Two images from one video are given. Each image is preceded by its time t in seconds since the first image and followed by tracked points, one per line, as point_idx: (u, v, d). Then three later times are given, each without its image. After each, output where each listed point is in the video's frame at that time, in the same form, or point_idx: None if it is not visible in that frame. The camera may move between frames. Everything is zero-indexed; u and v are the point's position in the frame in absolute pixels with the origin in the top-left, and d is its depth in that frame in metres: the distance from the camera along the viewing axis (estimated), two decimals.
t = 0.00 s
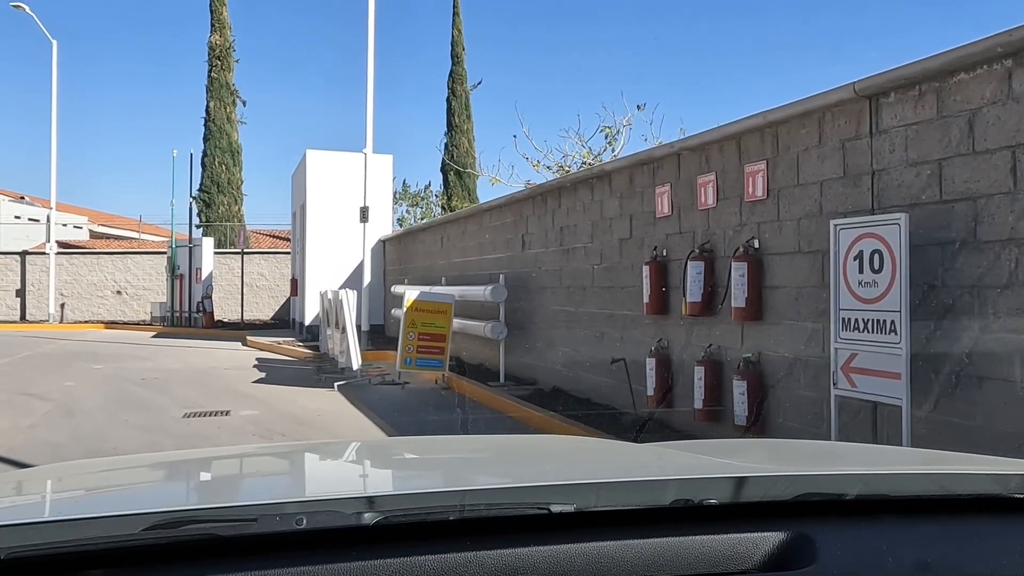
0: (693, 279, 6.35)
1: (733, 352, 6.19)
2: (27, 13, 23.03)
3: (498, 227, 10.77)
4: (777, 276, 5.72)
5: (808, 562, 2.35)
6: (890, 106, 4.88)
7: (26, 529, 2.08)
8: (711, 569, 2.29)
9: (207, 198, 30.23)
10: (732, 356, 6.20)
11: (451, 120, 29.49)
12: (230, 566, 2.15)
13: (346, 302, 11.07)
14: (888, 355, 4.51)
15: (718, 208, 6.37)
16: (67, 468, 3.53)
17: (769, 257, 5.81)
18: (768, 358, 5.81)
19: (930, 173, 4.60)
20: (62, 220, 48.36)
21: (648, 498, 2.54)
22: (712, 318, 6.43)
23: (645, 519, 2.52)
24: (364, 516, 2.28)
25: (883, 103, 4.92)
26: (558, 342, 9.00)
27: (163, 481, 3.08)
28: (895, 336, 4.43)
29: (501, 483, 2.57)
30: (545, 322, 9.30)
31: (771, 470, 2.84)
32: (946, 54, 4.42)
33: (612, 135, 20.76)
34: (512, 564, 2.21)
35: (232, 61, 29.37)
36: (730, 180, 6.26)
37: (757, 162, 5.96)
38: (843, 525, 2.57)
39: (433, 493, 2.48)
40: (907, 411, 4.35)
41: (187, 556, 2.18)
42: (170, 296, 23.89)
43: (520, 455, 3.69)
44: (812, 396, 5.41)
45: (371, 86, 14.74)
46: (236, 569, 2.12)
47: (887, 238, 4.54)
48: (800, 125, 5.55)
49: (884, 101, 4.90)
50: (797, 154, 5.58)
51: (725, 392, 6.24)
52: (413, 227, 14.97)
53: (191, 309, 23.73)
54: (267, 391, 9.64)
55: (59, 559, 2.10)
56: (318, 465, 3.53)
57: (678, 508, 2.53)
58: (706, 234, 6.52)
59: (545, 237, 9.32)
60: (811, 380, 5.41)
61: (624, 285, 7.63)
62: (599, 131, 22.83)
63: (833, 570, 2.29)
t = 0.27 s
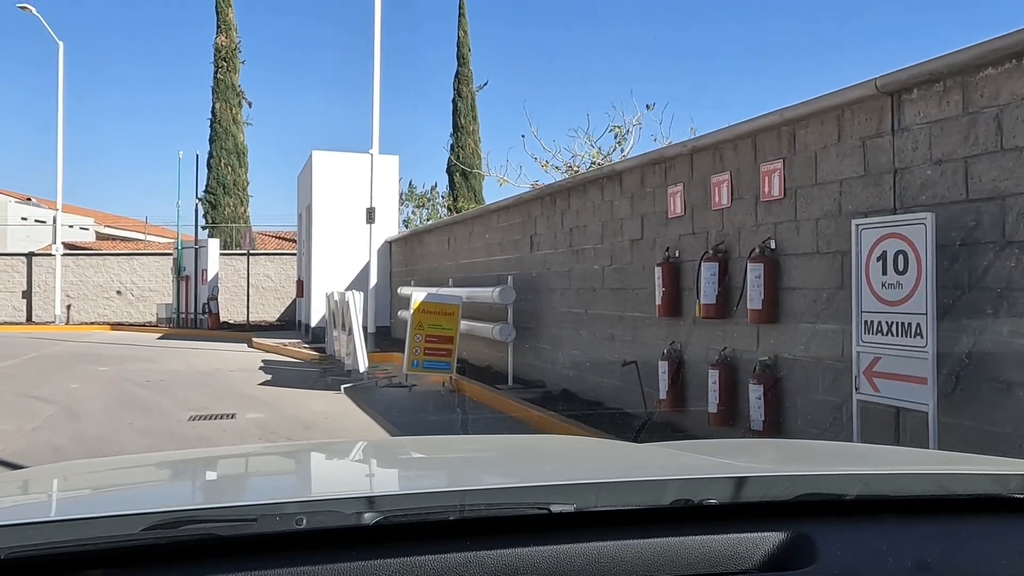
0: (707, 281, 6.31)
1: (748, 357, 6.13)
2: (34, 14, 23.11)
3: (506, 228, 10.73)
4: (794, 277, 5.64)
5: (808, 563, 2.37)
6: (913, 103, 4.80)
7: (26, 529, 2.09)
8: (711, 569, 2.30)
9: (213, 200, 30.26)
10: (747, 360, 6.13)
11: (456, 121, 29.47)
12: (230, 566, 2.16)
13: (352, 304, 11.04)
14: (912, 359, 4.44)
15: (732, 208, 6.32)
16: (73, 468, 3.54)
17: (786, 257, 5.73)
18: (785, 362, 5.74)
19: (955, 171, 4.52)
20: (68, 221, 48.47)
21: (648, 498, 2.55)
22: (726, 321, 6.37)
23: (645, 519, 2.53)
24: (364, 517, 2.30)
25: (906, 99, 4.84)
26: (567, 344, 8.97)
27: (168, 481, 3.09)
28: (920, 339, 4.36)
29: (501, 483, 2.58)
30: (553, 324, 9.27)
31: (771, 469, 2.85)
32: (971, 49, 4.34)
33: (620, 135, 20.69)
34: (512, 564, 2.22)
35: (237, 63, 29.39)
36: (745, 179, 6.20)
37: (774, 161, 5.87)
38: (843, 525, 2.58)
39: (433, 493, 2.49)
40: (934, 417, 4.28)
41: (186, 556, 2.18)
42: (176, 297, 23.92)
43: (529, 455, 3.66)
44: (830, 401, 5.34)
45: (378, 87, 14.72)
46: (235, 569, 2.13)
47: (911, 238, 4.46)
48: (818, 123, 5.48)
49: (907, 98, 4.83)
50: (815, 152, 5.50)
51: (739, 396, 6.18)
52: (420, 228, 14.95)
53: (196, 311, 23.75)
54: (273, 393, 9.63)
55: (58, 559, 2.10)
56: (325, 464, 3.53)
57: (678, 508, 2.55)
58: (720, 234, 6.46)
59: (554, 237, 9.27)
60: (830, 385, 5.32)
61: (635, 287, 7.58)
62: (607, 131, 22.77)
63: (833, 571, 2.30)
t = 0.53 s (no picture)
0: (717, 282, 6.28)
1: (758, 359, 6.10)
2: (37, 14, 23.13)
3: (511, 229, 10.69)
4: (806, 278, 5.60)
5: (808, 562, 2.35)
6: (929, 100, 4.75)
7: (26, 528, 2.08)
8: (711, 569, 2.29)
9: (217, 201, 30.27)
10: (757, 362, 6.10)
11: (460, 122, 29.49)
12: (230, 565, 2.14)
13: (357, 305, 11.02)
14: (928, 362, 4.40)
15: (742, 208, 6.27)
16: (75, 468, 3.53)
17: (797, 258, 5.69)
18: (796, 364, 5.70)
19: (973, 170, 4.46)
20: (72, 222, 48.53)
21: (648, 498, 2.54)
22: (736, 323, 6.34)
23: (645, 519, 2.52)
24: (364, 516, 2.28)
25: (921, 97, 4.80)
26: (573, 346, 8.93)
27: (170, 480, 3.08)
28: (938, 341, 4.31)
29: (500, 483, 2.58)
30: (559, 326, 9.25)
31: (770, 470, 2.85)
32: (988, 46, 4.28)
33: (625, 135, 20.67)
34: (512, 564, 2.21)
35: (242, 63, 29.45)
36: (754, 179, 6.17)
37: (785, 160, 5.83)
38: (844, 525, 2.57)
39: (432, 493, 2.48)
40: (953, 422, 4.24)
41: (186, 556, 2.17)
42: (180, 298, 23.92)
43: (536, 456, 3.63)
44: (843, 404, 5.29)
45: (382, 87, 14.72)
46: (235, 569, 2.12)
47: (928, 237, 4.44)
48: (831, 121, 5.43)
49: (923, 95, 4.77)
50: (827, 151, 5.46)
51: (749, 399, 6.14)
52: (424, 230, 14.93)
53: (200, 311, 23.74)
54: (277, 395, 9.60)
55: (57, 560, 2.09)
56: (329, 463, 3.52)
57: (678, 508, 2.54)
58: (730, 235, 6.42)
59: (561, 238, 9.23)
60: (843, 387, 5.27)
61: (643, 288, 7.55)
62: (611, 132, 22.74)
63: (834, 570, 2.29)
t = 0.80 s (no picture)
0: (726, 283, 6.23)
1: (769, 360, 6.05)
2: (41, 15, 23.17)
3: (516, 229, 10.66)
4: (818, 278, 5.56)
5: (807, 562, 2.35)
6: (944, 97, 4.69)
7: (26, 528, 2.08)
8: (711, 570, 2.28)
9: (221, 201, 30.28)
10: (767, 363, 6.06)
11: (464, 122, 29.48)
12: (231, 565, 2.14)
13: (361, 306, 11.01)
14: (946, 365, 4.36)
15: (753, 208, 6.24)
16: (78, 468, 3.53)
17: (808, 258, 5.66)
18: (807, 366, 5.66)
19: (990, 169, 4.40)
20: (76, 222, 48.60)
21: (647, 499, 2.54)
22: (744, 324, 6.30)
23: (645, 519, 2.52)
24: (364, 516, 2.28)
25: (938, 93, 4.72)
26: (579, 347, 8.90)
27: (172, 479, 3.07)
28: (957, 343, 4.29)
29: (499, 483, 2.58)
30: (564, 327, 9.23)
31: (769, 469, 2.86)
32: (1004, 42, 4.21)
33: (629, 136, 20.63)
34: (512, 564, 2.21)
35: (245, 64, 29.48)
36: (764, 178, 6.13)
37: (796, 160, 5.79)
38: (844, 525, 2.56)
39: (430, 493, 2.48)
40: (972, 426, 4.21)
41: (186, 556, 2.17)
42: (184, 299, 23.94)
43: (543, 455, 3.60)
44: (856, 406, 5.25)
45: (386, 87, 14.70)
46: (235, 570, 2.12)
47: (944, 237, 4.40)
48: (843, 118, 5.38)
49: (938, 92, 4.71)
50: (839, 150, 5.41)
51: (759, 400, 6.10)
52: (428, 230, 14.91)
53: (204, 312, 23.75)
54: (281, 397, 9.59)
55: (57, 560, 2.09)
56: (333, 463, 3.52)
57: (678, 508, 2.54)
58: (738, 235, 6.39)
59: (567, 239, 9.20)
60: (856, 389, 5.23)
61: (651, 289, 7.52)
62: (616, 133, 22.69)
63: (834, 570, 2.29)
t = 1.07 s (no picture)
0: (735, 285, 6.21)
1: (777, 362, 6.02)
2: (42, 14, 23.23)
3: (520, 229, 10.65)
4: (827, 279, 5.53)
5: (807, 562, 2.35)
6: (958, 95, 4.65)
7: (26, 527, 2.09)
8: (711, 569, 2.28)
9: (224, 202, 30.30)
10: (775, 365, 6.03)
11: (466, 123, 29.48)
12: (230, 565, 2.15)
13: (364, 307, 10.99)
14: (962, 367, 4.32)
15: (760, 208, 6.21)
16: (80, 468, 3.53)
17: (818, 259, 5.62)
18: (816, 367, 5.62)
19: (1005, 167, 4.35)
20: (79, 224, 48.66)
21: (647, 499, 2.55)
22: (752, 326, 6.27)
23: (645, 519, 2.53)
24: (364, 516, 2.29)
25: (949, 92, 4.69)
26: (584, 348, 8.88)
27: (175, 479, 3.08)
28: (972, 345, 4.24)
29: (499, 483, 2.59)
30: (569, 328, 9.21)
31: (769, 470, 2.87)
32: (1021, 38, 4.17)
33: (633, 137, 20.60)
34: (512, 564, 2.21)
35: (248, 65, 29.52)
36: (773, 178, 6.10)
37: (805, 159, 5.76)
38: (843, 525, 2.57)
39: (428, 493, 2.48)
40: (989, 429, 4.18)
41: (185, 555, 2.17)
42: (187, 300, 23.96)
43: (549, 455, 3.57)
44: (867, 409, 5.21)
45: (389, 88, 14.70)
46: (234, 569, 2.12)
47: (958, 237, 4.36)
48: (854, 117, 5.34)
49: (952, 90, 4.67)
50: (850, 149, 5.37)
51: (768, 402, 6.07)
52: (431, 230, 14.90)
53: (207, 313, 23.76)
54: (284, 398, 9.58)
55: (56, 559, 2.09)
56: (335, 462, 3.52)
57: (678, 507, 2.55)
58: (746, 235, 6.36)
59: (571, 239, 9.18)
60: (867, 392, 5.20)
61: (656, 289, 7.50)
62: (619, 133, 22.67)
63: (834, 569, 2.29)
